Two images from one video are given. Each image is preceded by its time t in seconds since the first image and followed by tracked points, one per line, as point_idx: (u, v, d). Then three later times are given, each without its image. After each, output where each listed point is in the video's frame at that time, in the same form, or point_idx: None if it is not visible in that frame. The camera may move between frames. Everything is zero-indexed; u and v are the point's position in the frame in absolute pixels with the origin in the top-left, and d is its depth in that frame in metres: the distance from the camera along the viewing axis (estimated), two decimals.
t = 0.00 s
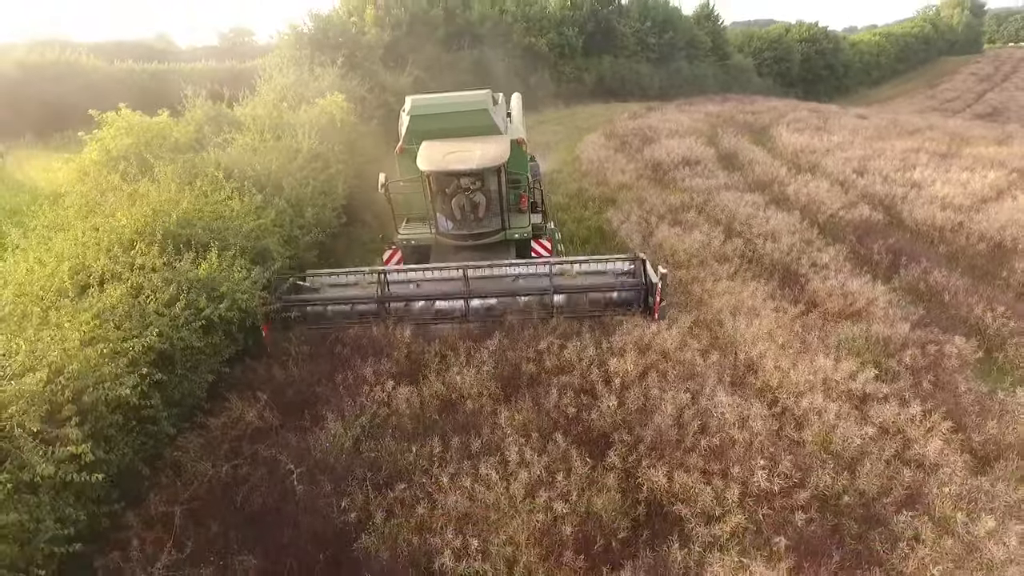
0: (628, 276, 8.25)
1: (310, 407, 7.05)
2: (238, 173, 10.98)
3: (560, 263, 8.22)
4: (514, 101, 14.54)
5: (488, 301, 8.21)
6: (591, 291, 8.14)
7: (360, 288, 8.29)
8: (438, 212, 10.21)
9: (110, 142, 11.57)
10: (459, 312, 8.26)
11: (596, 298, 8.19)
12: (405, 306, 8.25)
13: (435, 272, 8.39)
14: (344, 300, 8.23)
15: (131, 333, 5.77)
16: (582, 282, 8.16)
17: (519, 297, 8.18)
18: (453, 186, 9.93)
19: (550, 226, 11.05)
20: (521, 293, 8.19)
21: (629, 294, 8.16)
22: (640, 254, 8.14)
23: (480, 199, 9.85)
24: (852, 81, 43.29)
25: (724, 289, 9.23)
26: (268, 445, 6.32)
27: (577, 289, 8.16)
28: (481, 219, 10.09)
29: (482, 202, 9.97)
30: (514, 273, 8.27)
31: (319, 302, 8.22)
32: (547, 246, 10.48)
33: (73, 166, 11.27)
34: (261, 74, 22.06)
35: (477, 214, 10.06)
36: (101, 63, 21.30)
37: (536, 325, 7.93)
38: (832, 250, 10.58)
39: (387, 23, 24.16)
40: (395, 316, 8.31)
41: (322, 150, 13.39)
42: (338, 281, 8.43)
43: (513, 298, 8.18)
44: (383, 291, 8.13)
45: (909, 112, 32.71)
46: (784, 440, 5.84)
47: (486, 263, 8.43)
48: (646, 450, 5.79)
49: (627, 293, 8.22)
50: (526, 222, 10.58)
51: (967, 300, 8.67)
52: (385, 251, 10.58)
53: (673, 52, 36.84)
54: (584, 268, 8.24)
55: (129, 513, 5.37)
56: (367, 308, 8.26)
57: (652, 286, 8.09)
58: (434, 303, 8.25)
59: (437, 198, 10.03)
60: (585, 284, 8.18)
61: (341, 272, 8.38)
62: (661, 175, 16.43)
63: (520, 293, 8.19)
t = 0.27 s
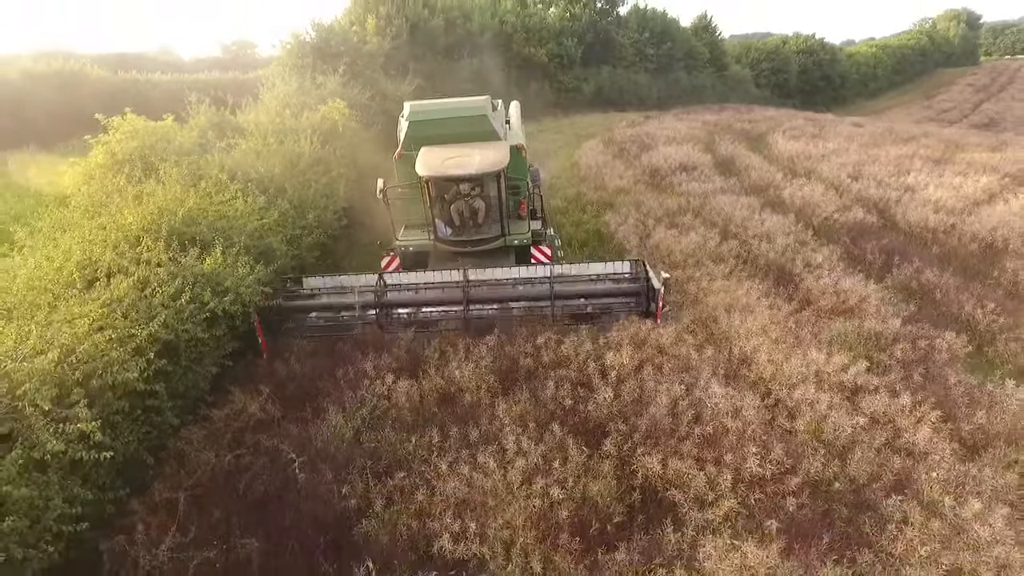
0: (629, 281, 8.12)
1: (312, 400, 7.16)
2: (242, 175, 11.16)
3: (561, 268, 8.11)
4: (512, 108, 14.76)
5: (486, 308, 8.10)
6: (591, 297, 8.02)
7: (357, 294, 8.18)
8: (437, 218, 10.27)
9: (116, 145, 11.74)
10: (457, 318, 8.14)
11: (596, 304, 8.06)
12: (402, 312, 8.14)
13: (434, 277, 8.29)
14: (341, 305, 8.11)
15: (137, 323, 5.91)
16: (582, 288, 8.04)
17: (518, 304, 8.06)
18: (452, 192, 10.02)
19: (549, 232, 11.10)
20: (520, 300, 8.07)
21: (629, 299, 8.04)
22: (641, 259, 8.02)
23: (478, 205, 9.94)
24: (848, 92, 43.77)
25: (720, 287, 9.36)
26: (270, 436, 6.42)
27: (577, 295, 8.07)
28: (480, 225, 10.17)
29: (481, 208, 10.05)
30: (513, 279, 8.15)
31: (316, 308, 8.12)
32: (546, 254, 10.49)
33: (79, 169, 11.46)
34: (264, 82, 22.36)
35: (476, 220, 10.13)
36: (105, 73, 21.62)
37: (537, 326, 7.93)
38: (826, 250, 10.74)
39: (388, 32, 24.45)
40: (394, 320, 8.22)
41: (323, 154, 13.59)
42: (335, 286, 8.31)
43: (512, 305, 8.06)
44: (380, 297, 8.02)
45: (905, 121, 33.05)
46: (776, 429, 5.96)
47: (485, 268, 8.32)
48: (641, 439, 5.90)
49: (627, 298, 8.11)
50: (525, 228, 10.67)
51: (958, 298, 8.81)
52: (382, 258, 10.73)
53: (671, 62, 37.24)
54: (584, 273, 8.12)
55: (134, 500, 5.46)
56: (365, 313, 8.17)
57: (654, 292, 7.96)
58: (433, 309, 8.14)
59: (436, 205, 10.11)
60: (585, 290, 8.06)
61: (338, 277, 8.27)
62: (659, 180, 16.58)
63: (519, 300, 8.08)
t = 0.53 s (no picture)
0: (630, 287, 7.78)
1: (312, 394, 7.26)
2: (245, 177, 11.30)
3: (560, 274, 7.79)
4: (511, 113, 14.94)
5: (485, 314, 7.81)
6: (593, 301, 7.71)
7: (350, 300, 7.88)
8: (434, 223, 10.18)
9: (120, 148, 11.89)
10: (454, 324, 7.86)
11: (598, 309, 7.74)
12: (398, 318, 7.85)
13: (429, 283, 8.00)
14: (333, 312, 7.83)
15: (141, 312, 6.03)
16: (584, 295, 7.72)
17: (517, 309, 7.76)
18: (449, 197, 9.92)
19: (547, 237, 11.04)
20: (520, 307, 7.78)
21: (632, 303, 7.72)
22: (643, 264, 7.68)
23: (476, 209, 9.83)
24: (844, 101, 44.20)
25: (715, 287, 9.47)
26: (271, 429, 6.51)
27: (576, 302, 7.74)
28: (478, 230, 10.05)
29: (478, 212, 9.94)
30: (513, 283, 7.83)
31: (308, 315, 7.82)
32: (545, 259, 10.33)
33: (83, 171, 11.61)
34: (266, 89, 22.62)
35: (473, 224, 10.02)
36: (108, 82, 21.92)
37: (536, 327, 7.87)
38: (821, 251, 10.89)
39: (389, 40, 24.72)
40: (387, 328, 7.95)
41: (325, 158, 13.76)
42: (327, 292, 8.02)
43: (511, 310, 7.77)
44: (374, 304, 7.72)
45: (901, 130, 33.35)
46: (769, 420, 6.06)
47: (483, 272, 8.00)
48: (635, 430, 6.00)
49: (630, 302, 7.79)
50: (523, 233, 10.61)
51: (950, 296, 8.92)
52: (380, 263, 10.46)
53: (669, 71, 37.61)
54: (586, 277, 7.79)
55: (137, 489, 5.54)
56: (357, 320, 7.88)
57: (655, 297, 7.64)
58: (429, 315, 7.86)
59: (433, 210, 10.02)
60: (586, 294, 7.73)
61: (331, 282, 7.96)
62: (656, 185, 16.72)
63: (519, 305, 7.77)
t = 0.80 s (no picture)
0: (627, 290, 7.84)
1: (314, 387, 7.37)
2: (248, 179, 11.46)
3: (558, 278, 7.79)
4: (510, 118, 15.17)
5: (481, 319, 7.83)
6: (588, 306, 7.77)
7: (346, 305, 7.81)
8: (430, 228, 10.03)
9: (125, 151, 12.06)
10: (451, 330, 7.86)
11: (593, 313, 7.83)
12: (394, 323, 7.82)
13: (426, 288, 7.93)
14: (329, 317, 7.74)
15: (149, 300, 6.14)
16: (582, 299, 7.78)
17: (513, 314, 7.82)
18: (446, 202, 9.78)
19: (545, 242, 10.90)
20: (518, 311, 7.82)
21: (628, 306, 7.79)
22: (640, 268, 7.73)
23: (473, 215, 9.70)
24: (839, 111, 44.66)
25: (710, 286, 9.60)
26: (273, 420, 6.62)
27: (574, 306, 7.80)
28: (475, 235, 9.92)
29: (476, 218, 9.81)
30: (509, 289, 7.84)
31: (303, 321, 7.76)
32: (543, 264, 10.25)
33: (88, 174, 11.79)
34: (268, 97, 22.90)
35: (471, 230, 9.88)
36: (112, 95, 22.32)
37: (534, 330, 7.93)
38: (814, 251, 11.05)
39: (390, 49, 25.04)
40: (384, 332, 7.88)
41: (326, 162, 13.94)
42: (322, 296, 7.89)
43: (507, 315, 7.81)
44: (371, 309, 7.66)
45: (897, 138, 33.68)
46: (761, 410, 6.19)
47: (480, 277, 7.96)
48: (631, 419, 6.13)
49: (625, 305, 7.85)
50: (521, 238, 10.39)
51: (941, 294, 9.05)
52: (376, 268, 10.27)
53: (666, 80, 38.03)
54: (581, 281, 7.82)
55: (142, 476, 5.63)
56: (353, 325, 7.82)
57: (652, 301, 7.71)
58: (425, 320, 7.85)
59: (430, 214, 9.86)
60: (582, 299, 7.79)
61: (325, 287, 7.86)
62: (653, 190, 16.88)
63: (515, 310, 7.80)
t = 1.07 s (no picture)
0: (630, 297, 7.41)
1: (316, 379, 7.50)
2: (253, 181, 11.61)
3: (559, 284, 7.40)
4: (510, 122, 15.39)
5: (482, 325, 7.39)
6: (595, 313, 7.31)
7: (343, 311, 7.49)
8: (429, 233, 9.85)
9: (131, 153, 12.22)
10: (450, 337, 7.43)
11: (600, 320, 7.35)
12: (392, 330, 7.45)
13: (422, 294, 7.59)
14: (321, 324, 7.40)
15: (158, 290, 6.29)
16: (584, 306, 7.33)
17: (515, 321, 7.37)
18: (445, 206, 9.63)
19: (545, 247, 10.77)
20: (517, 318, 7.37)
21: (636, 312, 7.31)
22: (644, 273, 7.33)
23: (472, 219, 9.54)
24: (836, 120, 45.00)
25: (706, 284, 9.73)
26: (277, 410, 6.75)
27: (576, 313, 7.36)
28: (474, 240, 9.75)
29: (475, 222, 9.65)
30: (512, 294, 7.43)
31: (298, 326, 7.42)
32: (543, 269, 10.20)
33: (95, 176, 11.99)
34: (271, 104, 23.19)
35: (470, 234, 9.71)
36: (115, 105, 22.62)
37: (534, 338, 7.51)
38: (810, 251, 11.20)
39: (391, 58, 25.32)
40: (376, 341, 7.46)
41: (328, 165, 14.12)
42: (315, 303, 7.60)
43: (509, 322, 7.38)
44: (364, 315, 7.34)
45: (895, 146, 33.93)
46: (754, 398, 6.33)
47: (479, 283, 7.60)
48: (627, 408, 6.27)
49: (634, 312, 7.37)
50: (520, 243, 10.27)
51: (932, 291, 9.19)
52: (375, 273, 10.15)
53: (665, 90, 38.40)
54: (587, 287, 7.42)
55: (150, 462, 5.76)
56: (345, 332, 7.45)
57: (657, 307, 7.22)
58: (424, 327, 7.45)
59: (428, 218, 9.71)
60: (588, 305, 7.35)
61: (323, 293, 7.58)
62: (651, 194, 17.02)
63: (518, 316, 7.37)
